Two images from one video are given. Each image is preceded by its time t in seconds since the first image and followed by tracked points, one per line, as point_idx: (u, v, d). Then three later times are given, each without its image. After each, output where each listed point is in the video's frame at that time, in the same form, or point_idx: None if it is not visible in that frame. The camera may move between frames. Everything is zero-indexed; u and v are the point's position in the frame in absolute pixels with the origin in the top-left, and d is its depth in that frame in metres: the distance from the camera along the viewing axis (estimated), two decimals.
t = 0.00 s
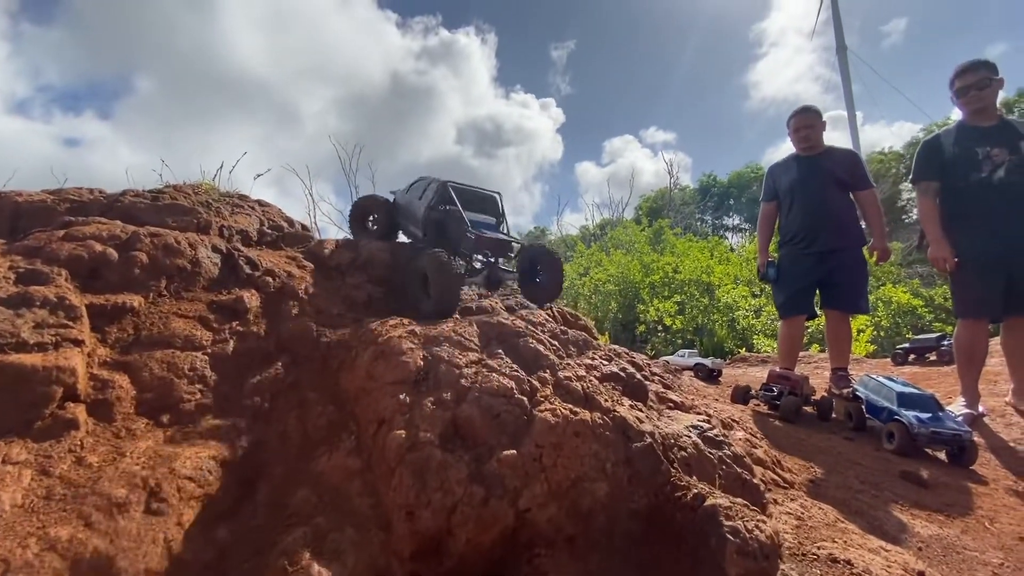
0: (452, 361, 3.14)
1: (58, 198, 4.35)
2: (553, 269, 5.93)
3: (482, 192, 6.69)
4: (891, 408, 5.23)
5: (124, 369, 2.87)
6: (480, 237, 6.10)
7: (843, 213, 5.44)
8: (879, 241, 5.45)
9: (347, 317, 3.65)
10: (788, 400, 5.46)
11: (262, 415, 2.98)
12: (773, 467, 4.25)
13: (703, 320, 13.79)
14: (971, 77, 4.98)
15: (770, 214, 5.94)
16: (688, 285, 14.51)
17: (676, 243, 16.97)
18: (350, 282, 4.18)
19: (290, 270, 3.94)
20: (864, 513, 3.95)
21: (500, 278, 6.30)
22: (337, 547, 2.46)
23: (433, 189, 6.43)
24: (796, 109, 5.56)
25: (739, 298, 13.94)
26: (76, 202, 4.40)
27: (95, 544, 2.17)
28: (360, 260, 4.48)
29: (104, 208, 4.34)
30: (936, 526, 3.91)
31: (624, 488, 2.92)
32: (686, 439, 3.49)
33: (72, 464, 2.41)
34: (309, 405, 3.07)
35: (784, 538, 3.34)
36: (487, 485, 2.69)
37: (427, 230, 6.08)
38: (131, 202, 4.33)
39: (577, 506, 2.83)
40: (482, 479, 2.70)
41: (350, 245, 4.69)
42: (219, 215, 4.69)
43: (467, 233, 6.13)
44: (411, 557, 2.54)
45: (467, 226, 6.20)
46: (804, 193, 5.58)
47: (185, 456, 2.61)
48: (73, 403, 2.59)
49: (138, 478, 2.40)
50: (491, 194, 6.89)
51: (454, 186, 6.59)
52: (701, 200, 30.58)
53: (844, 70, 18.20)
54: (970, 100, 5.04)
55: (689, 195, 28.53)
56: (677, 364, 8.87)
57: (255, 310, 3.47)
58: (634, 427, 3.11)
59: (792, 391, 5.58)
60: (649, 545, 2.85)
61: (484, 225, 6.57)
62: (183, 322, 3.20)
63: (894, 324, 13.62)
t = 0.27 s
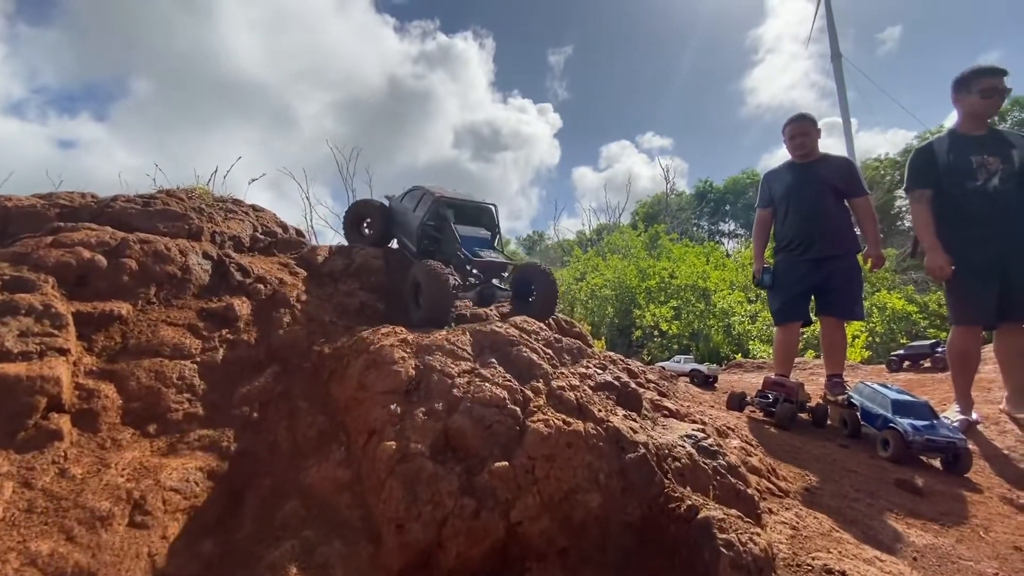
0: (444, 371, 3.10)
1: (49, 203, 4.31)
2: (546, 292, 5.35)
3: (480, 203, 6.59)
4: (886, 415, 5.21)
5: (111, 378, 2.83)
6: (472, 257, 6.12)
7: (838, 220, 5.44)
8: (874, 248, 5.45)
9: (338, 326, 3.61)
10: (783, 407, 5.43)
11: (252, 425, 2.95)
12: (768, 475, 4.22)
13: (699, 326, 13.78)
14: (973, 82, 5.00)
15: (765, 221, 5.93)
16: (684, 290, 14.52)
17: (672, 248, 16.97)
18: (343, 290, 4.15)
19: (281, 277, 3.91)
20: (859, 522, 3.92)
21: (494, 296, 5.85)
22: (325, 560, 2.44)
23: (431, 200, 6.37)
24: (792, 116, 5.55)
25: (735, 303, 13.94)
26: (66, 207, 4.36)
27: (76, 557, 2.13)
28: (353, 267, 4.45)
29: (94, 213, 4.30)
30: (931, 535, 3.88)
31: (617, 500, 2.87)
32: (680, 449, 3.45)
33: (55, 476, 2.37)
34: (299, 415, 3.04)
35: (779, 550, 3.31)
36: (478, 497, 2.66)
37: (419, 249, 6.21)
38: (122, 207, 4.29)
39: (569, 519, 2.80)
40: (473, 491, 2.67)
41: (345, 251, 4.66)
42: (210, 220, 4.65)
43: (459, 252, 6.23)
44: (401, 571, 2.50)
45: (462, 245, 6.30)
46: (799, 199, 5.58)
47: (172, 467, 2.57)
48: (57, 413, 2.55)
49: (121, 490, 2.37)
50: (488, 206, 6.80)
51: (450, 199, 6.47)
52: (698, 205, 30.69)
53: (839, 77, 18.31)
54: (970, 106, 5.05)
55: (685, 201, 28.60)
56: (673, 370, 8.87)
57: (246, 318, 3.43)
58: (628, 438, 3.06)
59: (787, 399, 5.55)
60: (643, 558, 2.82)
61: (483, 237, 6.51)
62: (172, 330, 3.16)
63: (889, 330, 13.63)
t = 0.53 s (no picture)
0: (432, 382, 3.05)
1: (35, 208, 4.27)
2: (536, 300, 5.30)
3: (471, 211, 6.43)
4: (879, 422, 5.18)
5: (90, 390, 2.78)
6: (458, 265, 5.94)
7: (832, 227, 5.43)
8: (868, 254, 5.44)
9: (326, 335, 3.57)
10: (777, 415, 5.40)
11: (235, 437, 2.90)
12: (761, 485, 4.19)
13: (696, 331, 13.75)
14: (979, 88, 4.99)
15: (760, 227, 5.91)
16: (680, 295, 14.50)
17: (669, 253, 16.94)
18: (332, 297, 4.10)
19: (268, 284, 3.86)
20: (852, 532, 3.89)
21: (480, 304, 6.07)
22: None
23: (421, 206, 6.33)
24: (787, 123, 5.54)
25: (730, 308, 13.91)
26: (52, 212, 4.31)
27: None
28: (343, 274, 4.41)
29: (80, 219, 4.25)
30: (924, 545, 3.84)
31: (606, 514, 2.82)
32: (671, 461, 3.40)
33: (30, 491, 2.32)
34: (283, 427, 3.01)
35: (770, 563, 3.27)
36: (463, 513, 2.63)
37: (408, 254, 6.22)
38: (108, 213, 4.24)
39: (557, 534, 2.76)
40: (458, 506, 2.64)
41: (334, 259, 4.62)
42: (198, 226, 4.60)
43: (447, 258, 6.06)
44: None
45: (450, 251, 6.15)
46: (794, 205, 5.57)
47: (151, 482, 2.53)
48: (33, 426, 2.50)
49: (98, 506, 2.33)
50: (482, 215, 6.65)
51: (440, 206, 6.32)
52: (694, 209, 30.72)
53: (834, 83, 18.37)
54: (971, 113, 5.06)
55: (681, 205, 28.65)
56: (669, 375, 8.84)
57: (231, 326, 3.38)
58: (617, 451, 2.99)
59: (781, 406, 5.53)
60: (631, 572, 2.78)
61: (472, 245, 6.31)
62: (154, 340, 3.11)
63: (884, 335, 13.64)
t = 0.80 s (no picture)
0: (422, 378, 3.03)
1: (24, 203, 4.23)
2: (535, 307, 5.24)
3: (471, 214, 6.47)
4: (874, 424, 5.17)
5: (75, 384, 2.75)
6: (456, 268, 6.01)
7: (828, 230, 5.43)
8: (862, 258, 5.45)
9: (317, 330, 3.54)
10: (772, 416, 5.40)
11: (222, 432, 2.88)
12: (755, 485, 4.17)
13: (692, 333, 13.75)
14: (976, 92, 4.99)
15: (756, 230, 5.92)
16: (677, 297, 14.50)
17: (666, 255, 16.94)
18: (324, 293, 4.06)
19: (259, 280, 3.83)
20: (845, 533, 3.87)
21: (478, 308, 5.88)
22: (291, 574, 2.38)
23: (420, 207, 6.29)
24: (782, 126, 5.53)
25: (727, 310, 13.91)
26: (42, 207, 4.28)
27: (29, 570, 2.07)
28: (336, 271, 4.38)
29: (70, 214, 4.22)
30: (918, 546, 3.83)
31: (596, 511, 2.80)
32: (662, 459, 3.38)
33: (10, 485, 2.30)
34: (271, 422, 2.98)
35: (762, 562, 3.25)
36: (452, 508, 2.61)
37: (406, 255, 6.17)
38: (98, 208, 4.21)
39: (546, 531, 2.73)
40: (446, 502, 2.62)
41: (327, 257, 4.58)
42: (190, 222, 4.57)
43: (446, 261, 6.09)
44: None
45: (448, 254, 6.16)
46: (789, 209, 5.57)
47: (135, 476, 2.50)
48: (15, 419, 2.47)
49: (79, 500, 2.31)
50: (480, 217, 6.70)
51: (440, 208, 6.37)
52: (692, 212, 30.76)
53: (831, 86, 18.42)
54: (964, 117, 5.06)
55: (678, 208, 28.69)
56: (664, 377, 8.83)
57: (220, 322, 3.35)
58: (608, 447, 2.97)
59: (776, 407, 5.52)
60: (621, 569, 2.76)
61: (472, 249, 6.40)
62: (141, 334, 3.09)
63: (879, 339, 13.66)
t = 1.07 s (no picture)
0: (417, 377, 3.02)
1: (18, 199, 4.21)
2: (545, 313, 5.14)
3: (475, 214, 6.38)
4: (870, 426, 5.17)
5: (66, 381, 2.74)
6: (465, 270, 5.88)
7: (825, 232, 5.43)
8: (859, 261, 5.47)
9: (312, 329, 3.52)
10: (768, 417, 5.41)
11: (215, 430, 2.86)
12: (750, 486, 4.17)
13: (689, 335, 13.75)
14: (967, 95, 4.99)
15: (753, 232, 5.92)
16: (674, 299, 14.50)
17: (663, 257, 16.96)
18: (319, 291, 4.04)
19: (253, 278, 3.81)
20: (840, 534, 3.87)
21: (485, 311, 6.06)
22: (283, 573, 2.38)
23: (422, 208, 6.17)
24: (780, 128, 5.55)
25: (724, 313, 13.94)
26: (36, 204, 4.26)
27: (17, 568, 2.07)
28: (332, 269, 4.35)
29: (64, 211, 4.19)
30: (913, 548, 3.83)
31: (591, 510, 2.79)
32: (658, 459, 3.37)
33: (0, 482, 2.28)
34: (265, 420, 2.96)
35: (757, 563, 3.25)
36: (445, 507, 2.61)
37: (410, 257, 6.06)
38: (92, 205, 4.18)
39: (540, 530, 2.72)
40: (440, 500, 2.61)
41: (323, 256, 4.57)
42: (185, 221, 4.55)
43: (453, 261, 5.97)
44: None
45: (454, 254, 6.06)
46: (787, 211, 5.58)
47: (126, 474, 2.49)
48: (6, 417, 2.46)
49: (70, 497, 2.30)
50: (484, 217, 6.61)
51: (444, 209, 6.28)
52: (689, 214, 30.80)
53: (829, 89, 18.46)
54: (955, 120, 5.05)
55: (676, 210, 28.72)
56: (661, 378, 8.83)
57: (214, 320, 3.34)
58: (603, 447, 2.96)
59: (773, 409, 5.53)
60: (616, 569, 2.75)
61: (478, 249, 6.28)
62: (134, 331, 3.07)
63: (876, 341, 13.69)
